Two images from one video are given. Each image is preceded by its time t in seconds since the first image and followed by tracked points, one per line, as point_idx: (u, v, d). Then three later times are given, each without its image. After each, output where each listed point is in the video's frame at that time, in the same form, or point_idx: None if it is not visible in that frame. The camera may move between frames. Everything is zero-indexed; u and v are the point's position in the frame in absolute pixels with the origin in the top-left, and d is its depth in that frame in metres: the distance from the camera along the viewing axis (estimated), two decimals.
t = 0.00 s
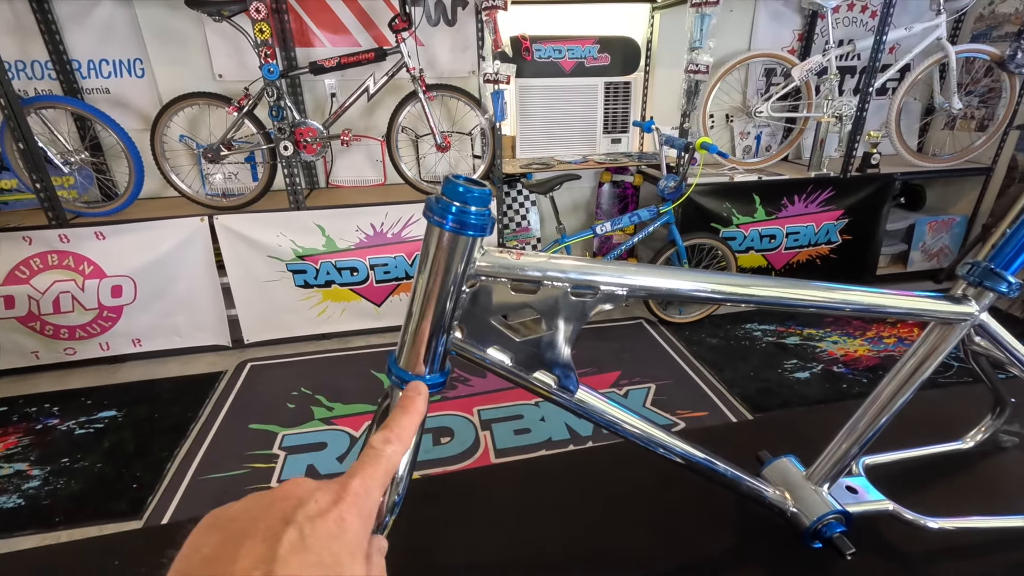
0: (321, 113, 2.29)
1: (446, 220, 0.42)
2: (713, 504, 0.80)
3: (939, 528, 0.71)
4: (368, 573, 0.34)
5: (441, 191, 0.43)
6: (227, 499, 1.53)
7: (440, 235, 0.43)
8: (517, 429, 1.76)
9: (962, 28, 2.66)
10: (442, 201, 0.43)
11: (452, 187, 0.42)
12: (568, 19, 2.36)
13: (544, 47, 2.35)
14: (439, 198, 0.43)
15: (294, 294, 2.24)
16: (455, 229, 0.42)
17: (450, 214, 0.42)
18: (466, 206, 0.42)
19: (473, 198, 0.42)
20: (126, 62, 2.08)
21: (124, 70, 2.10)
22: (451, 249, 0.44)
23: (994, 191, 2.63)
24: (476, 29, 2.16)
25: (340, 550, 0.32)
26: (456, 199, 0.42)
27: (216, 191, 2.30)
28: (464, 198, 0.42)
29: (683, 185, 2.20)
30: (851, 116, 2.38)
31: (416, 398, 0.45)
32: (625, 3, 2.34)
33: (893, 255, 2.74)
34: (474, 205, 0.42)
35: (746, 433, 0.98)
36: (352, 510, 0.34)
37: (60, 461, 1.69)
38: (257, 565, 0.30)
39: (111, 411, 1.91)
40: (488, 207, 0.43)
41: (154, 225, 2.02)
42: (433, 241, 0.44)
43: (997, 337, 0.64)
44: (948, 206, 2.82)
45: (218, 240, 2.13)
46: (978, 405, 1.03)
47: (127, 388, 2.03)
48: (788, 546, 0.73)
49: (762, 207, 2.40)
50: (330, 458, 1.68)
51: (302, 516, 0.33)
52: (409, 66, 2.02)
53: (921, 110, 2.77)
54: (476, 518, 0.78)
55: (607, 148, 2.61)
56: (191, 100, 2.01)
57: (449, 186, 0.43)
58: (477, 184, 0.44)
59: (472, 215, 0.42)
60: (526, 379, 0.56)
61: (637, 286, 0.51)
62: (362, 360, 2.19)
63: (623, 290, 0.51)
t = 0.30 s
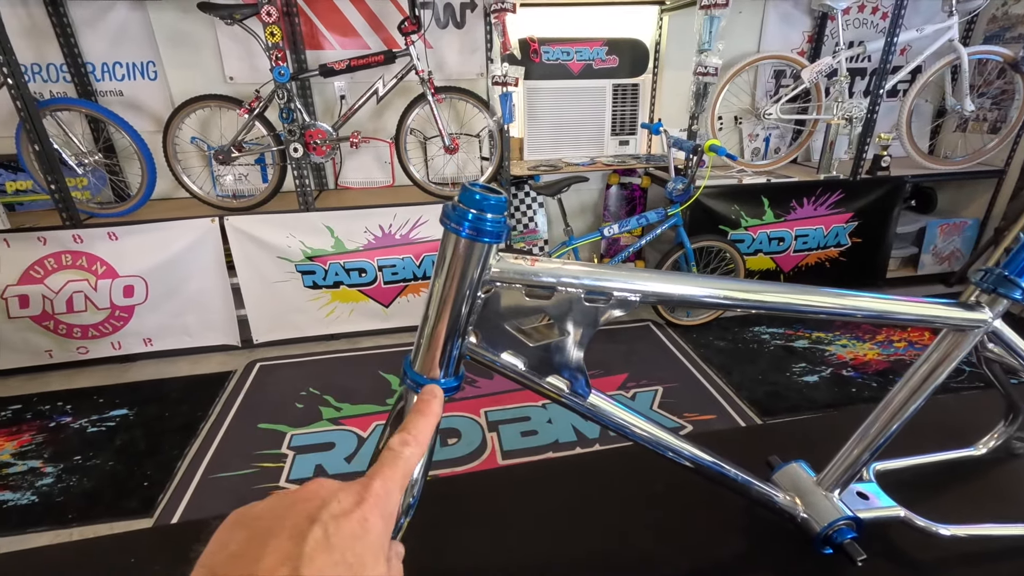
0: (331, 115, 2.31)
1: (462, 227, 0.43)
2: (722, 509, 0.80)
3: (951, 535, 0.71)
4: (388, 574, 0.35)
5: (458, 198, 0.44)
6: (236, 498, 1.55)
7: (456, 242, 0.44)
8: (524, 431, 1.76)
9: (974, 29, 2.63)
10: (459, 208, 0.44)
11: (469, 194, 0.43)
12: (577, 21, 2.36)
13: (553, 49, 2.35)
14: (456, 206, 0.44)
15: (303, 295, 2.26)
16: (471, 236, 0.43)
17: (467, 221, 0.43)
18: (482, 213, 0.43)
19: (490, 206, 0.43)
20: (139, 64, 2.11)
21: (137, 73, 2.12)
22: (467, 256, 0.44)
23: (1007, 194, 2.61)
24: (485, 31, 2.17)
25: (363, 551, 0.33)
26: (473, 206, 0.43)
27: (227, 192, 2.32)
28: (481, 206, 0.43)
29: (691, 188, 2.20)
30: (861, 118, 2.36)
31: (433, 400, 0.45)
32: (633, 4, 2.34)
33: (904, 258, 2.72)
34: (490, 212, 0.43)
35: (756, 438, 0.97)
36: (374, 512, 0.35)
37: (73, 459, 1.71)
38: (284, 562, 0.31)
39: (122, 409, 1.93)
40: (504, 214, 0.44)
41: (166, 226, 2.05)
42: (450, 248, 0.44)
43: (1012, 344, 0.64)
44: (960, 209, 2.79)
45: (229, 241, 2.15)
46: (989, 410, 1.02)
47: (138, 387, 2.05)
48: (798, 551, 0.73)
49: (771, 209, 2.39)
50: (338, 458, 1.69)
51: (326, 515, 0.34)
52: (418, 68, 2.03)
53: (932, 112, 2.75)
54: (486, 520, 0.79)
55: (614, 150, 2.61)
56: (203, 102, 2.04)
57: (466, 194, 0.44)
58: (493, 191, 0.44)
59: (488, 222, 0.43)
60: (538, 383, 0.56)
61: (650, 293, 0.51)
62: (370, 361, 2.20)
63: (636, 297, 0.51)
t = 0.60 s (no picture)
0: (338, 116, 2.32)
1: (469, 227, 0.43)
2: (728, 511, 0.80)
3: (958, 539, 0.70)
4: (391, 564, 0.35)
5: (466, 199, 0.44)
6: (243, 496, 1.56)
7: (463, 243, 0.44)
8: (529, 431, 1.76)
9: (985, 29, 2.61)
10: (466, 209, 0.44)
11: (476, 196, 0.43)
12: (583, 22, 2.36)
13: (559, 49, 2.36)
14: (463, 207, 0.44)
15: (310, 294, 2.27)
16: (479, 237, 0.43)
17: (474, 222, 0.43)
18: (489, 214, 0.43)
19: (497, 207, 0.43)
20: (149, 66, 2.13)
21: (147, 74, 2.14)
22: (474, 257, 0.45)
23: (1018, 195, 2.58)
24: (492, 32, 2.17)
25: (365, 538, 0.33)
26: (480, 208, 0.43)
27: (235, 192, 2.34)
28: (488, 207, 0.43)
29: (698, 189, 2.19)
30: (870, 119, 2.35)
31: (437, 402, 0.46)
32: (640, 5, 2.34)
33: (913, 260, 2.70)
34: (497, 213, 0.43)
35: (762, 440, 0.97)
36: (377, 499, 0.35)
37: (83, 456, 1.73)
38: (283, 551, 0.32)
39: (131, 407, 1.95)
40: (511, 215, 0.44)
41: (175, 226, 2.07)
42: (457, 248, 0.45)
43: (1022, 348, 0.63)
44: (970, 211, 2.76)
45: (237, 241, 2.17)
46: (998, 414, 1.01)
47: (147, 385, 2.07)
48: (804, 552, 0.72)
49: (778, 211, 2.38)
50: (344, 456, 1.70)
51: (328, 503, 0.34)
52: (425, 70, 2.04)
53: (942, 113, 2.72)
54: (491, 520, 0.79)
55: (621, 151, 2.61)
56: (212, 103, 2.05)
57: (473, 195, 0.44)
58: (500, 192, 0.45)
59: (496, 223, 0.43)
60: (544, 383, 0.56)
61: (658, 294, 0.51)
62: (375, 361, 2.21)
63: (644, 298, 0.51)
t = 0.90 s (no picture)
0: (343, 118, 2.33)
1: (474, 235, 0.44)
2: (731, 515, 0.80)
3: (963, 546, 0.71)
4: None
5: (470, 207, 0.45)
6: (248, 496, 1.57)
7: (467, 251, 0.45)
8: (532, 433, 1.76)
9: (994, 30, 2.59)
10: (470, 217, 0.45)
11: (480, 204, 0.44)
12: (588, 24, 2.37)
13: (564, 51, 2.36)
14: (468, 214, 0.45)
15: (315, 295, 2.28)
16: (483, 244, 0.44)
17: (478, 230, 0.44)
18: (494, 223, 0.43)
19: (501, 215, 0.43)
20: (156, 67, 2.15)
21: (155, 76, 2.16)
22: (478, 264, 0.45)
23: None
24: (497, 34, 2.18)
25: None
26: (484, 216, 0.44)
27: (241, 193, 2.35)
28: (492, 215, 0.43)
29: (703, 191, 2.18)
30: (876, 120, 2.34)
31: None
32: (645, 7, 2.34)
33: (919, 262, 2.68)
34: (501, 221, 0.43)
35: (766, 444, 0.97)
36: None
37: (90, 454, 1.74)
38: None
39: (138, 407, 1.96)
40: (515, 223, 0.45)
41: (182, 226, 2.08)
42: (461, 256, 0.45)
43: None
44: (978, 213, 2.74)
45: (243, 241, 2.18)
46: (1004, 419, 1.00)
47: (153, 384, 2.09)
48: (807, 558, 0.72)
49: (783, 212, 2.37)
50: (348, 457, 1.70)
51: None
52: (430, 71, 2.05)
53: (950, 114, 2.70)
54: (493, 522, 0.80)
55: (625, 153, 2.61)
56: (218, 104, 2.07)
57: (477, 203, 0.45)
58: (504, 201, 0.45)
59: (500, 231, 0.43)
60: (547, 389, 0.56)
61: (662, 301, 0.51)
62: (380, 361, 2.21)
63: (648, 305, 0.52)
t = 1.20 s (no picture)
0: (345, 116, 2.33)
1: (472, 236, 0.43)
2: (732, 518, 0.79)
3: (969, 552, 0.69)
4: None
5: (468, 207, 0.44)
6: (248, 494, 1.57)
7: (465, 250, 0.44)
8: (533, 433, 1.76)
9: (998, 31, 2.58)
10: (468, 217, 0.44)
11: (478, 204, 0.43)
12: (591, 23, 2.36)
13: (566, 50, 2.36)
14: (466, 214, 0.44)
15: (316, 294, 2.28)
16: (481, 245, 0.43)
17: (476, 231, 0.43)
18: (492, 223, 0.43)
19: (499, 215, 0.43)
20: (158, 66, 2.15)
21: (157, 74, 2.16)
22: (476, 265, 0.45)
23: None
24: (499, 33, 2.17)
25: None
26: (482, 215, 0.43)
27: (242, 192, 2.35)
28: (490, 215, 0.43)
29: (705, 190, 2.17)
30: (880, 121, 2.33)
31: None
32: (648, 6, 2.33)
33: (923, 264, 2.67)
34: (499, 221, 0.43)
35: (767, 446, 0.97)
36: None
37: (90, 452, 1.74)
38: None
39: (139, 405, 1.96)
40: (514, 223, 0.44)
41: (184, 225, 2.08)
42: (459, 256, 0.45)
43: None
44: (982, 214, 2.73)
45: (244, 240, 2.18)
46: (1009, 423, 1.00)
47: (154, 382, 2.09)
48: (809, 563, 0.72)
49: (786, 213, 2.36)
50: (348, 456, 1.70)
51: None
52: (432, 70, 2.04)
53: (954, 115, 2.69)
54: (492, 524, 0.79)
55: (628, 152, 2.60)
56: (220, 102, 2.06)
57: (475, 202, 0.44)
58: (503, 200, 0.45)
59: (498, 231, 0.43)
60: (546, 391, 0.56)
61: (664, 303, 0.51)
62: (380, 360, 2.21)
63: (649, 307, 0.51)
